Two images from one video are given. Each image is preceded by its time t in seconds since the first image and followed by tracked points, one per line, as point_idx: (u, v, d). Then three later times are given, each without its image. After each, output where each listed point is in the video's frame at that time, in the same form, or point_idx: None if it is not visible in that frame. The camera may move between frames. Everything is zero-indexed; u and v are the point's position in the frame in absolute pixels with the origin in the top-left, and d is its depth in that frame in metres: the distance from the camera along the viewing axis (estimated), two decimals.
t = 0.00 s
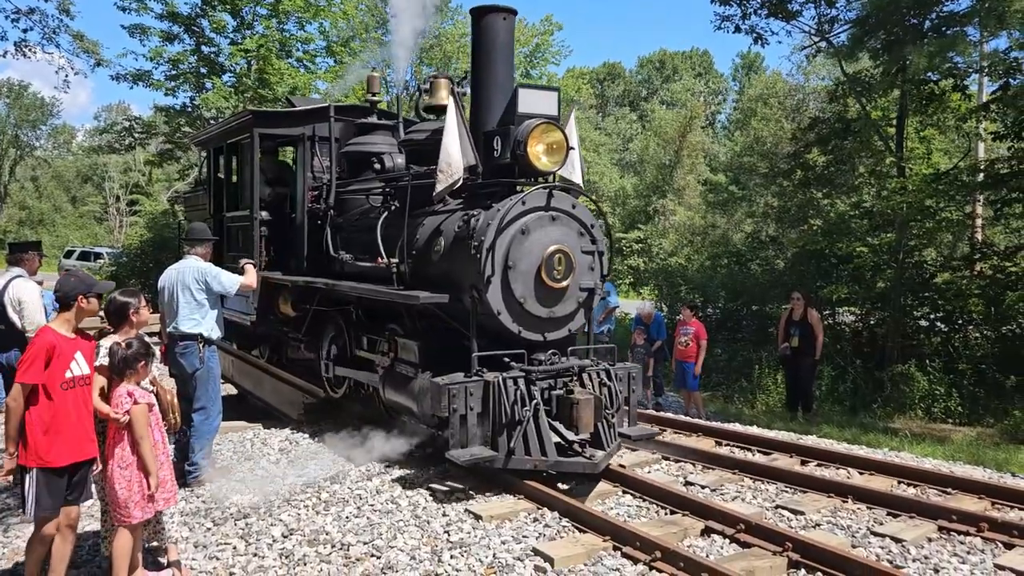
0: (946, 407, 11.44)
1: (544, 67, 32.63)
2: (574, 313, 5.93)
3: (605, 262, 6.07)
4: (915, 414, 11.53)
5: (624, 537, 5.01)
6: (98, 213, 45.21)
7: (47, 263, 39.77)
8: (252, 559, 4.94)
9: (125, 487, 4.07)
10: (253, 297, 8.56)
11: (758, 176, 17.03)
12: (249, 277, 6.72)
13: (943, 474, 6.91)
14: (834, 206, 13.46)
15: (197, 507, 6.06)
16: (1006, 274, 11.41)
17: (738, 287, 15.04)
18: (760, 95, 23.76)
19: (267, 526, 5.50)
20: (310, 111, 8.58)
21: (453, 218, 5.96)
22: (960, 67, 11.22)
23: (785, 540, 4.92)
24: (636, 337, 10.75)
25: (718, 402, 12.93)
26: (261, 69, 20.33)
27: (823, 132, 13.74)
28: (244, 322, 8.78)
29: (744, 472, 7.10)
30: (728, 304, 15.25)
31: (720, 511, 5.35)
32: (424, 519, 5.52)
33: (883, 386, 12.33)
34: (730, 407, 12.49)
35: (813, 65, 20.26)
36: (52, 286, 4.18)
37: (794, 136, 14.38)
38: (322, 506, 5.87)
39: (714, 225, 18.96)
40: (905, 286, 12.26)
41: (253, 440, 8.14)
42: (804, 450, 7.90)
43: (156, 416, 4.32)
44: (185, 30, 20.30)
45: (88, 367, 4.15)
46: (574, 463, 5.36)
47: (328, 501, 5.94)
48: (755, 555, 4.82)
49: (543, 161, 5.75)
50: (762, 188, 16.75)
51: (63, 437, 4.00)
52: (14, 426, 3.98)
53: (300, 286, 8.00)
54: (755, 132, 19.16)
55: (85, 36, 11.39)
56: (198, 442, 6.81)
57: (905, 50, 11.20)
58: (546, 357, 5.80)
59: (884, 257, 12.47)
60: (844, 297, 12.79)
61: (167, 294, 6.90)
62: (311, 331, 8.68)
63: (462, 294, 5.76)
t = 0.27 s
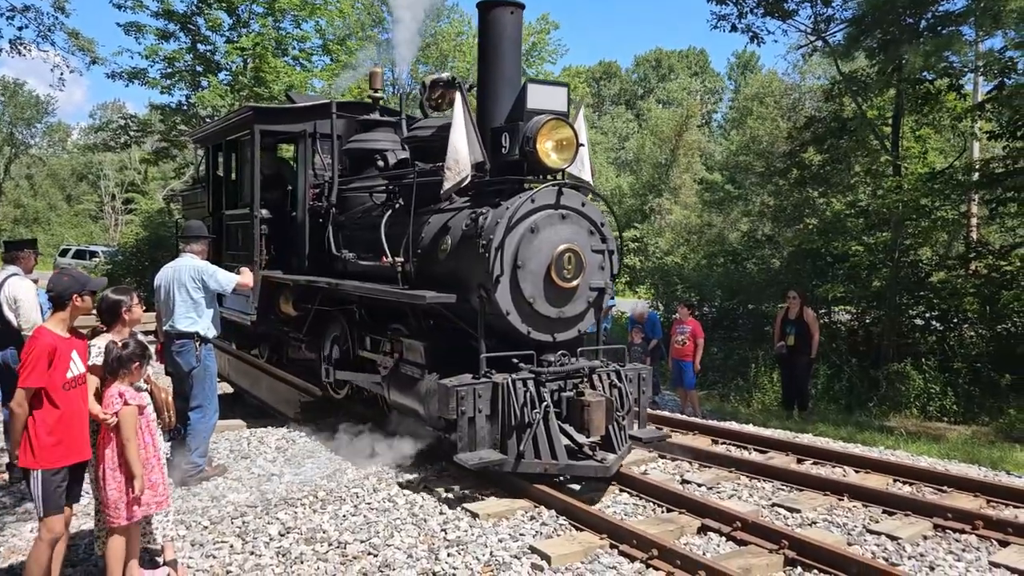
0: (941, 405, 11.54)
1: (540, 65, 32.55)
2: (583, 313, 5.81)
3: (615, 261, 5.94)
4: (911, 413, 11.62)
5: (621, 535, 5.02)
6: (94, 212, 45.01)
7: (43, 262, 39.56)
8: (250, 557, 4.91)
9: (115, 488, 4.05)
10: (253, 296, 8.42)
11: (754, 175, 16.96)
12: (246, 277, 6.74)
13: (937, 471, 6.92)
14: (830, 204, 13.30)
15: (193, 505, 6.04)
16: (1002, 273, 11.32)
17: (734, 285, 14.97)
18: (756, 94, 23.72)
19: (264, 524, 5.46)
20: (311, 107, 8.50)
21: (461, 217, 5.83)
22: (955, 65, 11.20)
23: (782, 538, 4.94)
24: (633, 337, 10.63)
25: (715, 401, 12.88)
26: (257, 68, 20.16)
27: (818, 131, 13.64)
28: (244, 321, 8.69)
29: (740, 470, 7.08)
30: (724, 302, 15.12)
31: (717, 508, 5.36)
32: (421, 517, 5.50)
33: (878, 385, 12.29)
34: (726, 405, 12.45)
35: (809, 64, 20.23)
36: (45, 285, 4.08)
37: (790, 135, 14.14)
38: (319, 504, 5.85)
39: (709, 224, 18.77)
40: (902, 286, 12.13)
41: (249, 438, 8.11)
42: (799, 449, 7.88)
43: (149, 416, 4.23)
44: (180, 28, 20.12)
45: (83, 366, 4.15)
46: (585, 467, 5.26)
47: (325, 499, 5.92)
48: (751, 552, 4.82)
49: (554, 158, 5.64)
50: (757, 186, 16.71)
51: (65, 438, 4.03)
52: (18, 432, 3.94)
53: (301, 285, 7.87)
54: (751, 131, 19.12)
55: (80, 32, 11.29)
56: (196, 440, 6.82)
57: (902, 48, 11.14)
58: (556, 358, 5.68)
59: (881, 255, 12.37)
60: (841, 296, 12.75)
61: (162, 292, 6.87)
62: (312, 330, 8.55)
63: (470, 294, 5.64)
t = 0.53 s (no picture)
0: (937, 404, 11.58)
1: (537, 64, 32.47)
2: (594, 313, 5.69)
3: (626, 260, 5.82)
4: (907, 411, 11.63)
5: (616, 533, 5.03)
6: (90, 210, 44.82)
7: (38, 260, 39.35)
8: (246, 556, 4.96)
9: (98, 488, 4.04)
10: (255, 295, 8.30)
11: (750, 174, 16.89)
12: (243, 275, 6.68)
13: (934, 469, 6.92)
14: (826, 203, 13.13)
15: (191, 504, 6.03)
16: (997, 272, 11.21)
17: (731, 284, 14.95)
18: (753, 92, 23.66)
19: (260, 522, 5.52)
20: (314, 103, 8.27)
21: (470, 214, 5.70)
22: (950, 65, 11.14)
23: (778, 536, 4.93)
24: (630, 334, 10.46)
25: (711, 399, 12.85)
26: (252, 66, 19.98)
27: (814, 130, 13.35)
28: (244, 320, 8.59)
29: (737, 469, 7.06)
30: (721, 301, 15.15)
31: (713, 506, 5.36)
32: (418, 516, 5.53)
33: (874, 383, 12.25)
34: (722, 403, 12.41)
35: (805, 62, 20.18)
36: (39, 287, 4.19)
37: (787, 133, 14.01)
38: (317, 502, 5.90)
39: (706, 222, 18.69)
40: (898, 284, 12.20)
41: (247, 436, 8.08)
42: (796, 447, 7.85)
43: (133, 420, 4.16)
44: (176, 26, 19.95)
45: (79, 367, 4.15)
46: (596, 471, 5.16)
47: (322, 497, 5.97)
48: (747, 550, 4.82)
49: (564, 155, 5.54)
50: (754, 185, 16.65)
51: (68, 439, 4.01)
52: (22, 435, 3.91)
53: (304, 284, 7.75)
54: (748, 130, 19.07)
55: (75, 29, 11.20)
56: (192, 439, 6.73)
57: (897, 48, 10.96)
58: (566, 359, 5.56)
59: (876, 254, 12.27)
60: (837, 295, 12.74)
61: (158, 291, 6.79)
62: (314, 330, 8.43)
63: (479, 293, 5.51)
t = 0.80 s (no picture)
0: (933, 402, 11.37)
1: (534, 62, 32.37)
2: (606, 314, 5.57)
3: (638, 258, 5.70)
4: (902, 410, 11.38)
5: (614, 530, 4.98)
6: (85, 207, 44.54)
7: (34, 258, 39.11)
8: (244, 554, 4.92)
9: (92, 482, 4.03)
10: (258, 294, 8.19)
11: (747, 173, 16.80)
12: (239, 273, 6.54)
13: (931, 467, 6.87)
14: (822, 201, 13.14)
15: (187, 502, 5.98)
16: (993, 270, 11.36)
17: (728, 283, 14.87)
18: (750, 91, 23.59)
19: (258, 520, 5.49)
20: (316, 99, 8.14)
21: (479, 212, 5.58)
22: (946, 64, 11.10)
23: (775, 534, 4.89)
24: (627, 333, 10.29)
25: (707, 397, 12.77)
26: (249, 63, 19.83)
27: (812, 128, 13.58)
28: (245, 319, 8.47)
29: (734, 466, 6.99)
30: (717, 300, 15.05)
31: (710, 504, 5.30)
32: (416, 514, 5.51)
33: (870, 381, 12.13)
34: (718, 400, 12.33)
35: (802, 61, 20.12)
36: (31, 282, 4.11)
37: (783, 130, 14.23)
38: (314, 501, 5.88)
39: (701, 220, 18.50)
40: (893, 283, 12.06)
41: (243, 435, 8.01)
42: (792, 444, 7.78)
43: (131, 418, 4.16)
44: (172, 23, 19.77)
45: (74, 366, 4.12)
46: (609, 474, 5.03)
47: (319, 496, 5.98)
48: (745, 547, 4.78)
49: (575, 151, 5.42)
50: (750, 183, 16.58)
51: (64, 438, 3.99)
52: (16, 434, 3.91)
53: (307, 282, 7.61)
54: (744, 129, 19.01)
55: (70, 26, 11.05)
56: (190, 437, 6.62)
57: (893, 47, 10.91)
58: (579, 360, 5.43)
59: (872, 252, 12.19)
60: (832, 293, 12.67)
61: (155, 289, 6.68)
62: (316, 330, 8.28)
63: (488, 293, 5.39)
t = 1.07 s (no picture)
0: (928, 400, 11.24)
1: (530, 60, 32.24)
2: (617, 314, 5.45)
3: (650, 257, 5.58)
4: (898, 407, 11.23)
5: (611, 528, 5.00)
6: (80, 206, 44.28)
7: (28, 256, 38.89)
8: (241, 552, 4.91)
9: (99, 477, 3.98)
10: (258, 293, 8.05)
11: (743, 172, 16.70)
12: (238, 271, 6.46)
13: (927, 465, 6.84)
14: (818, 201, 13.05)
15: (184, 500, 5.95)
16: (988, 269, 11.27)
17: (723, 281, 14.64)
18: (746, 90, 23.50)
19: (255, 519, 5.47)
20: (320, 95, 8.06)
21: (489, 209, 5.45)
22: (943, 63, 11.05)
23: (772, 532, 4.90)
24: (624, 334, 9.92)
25: (702, 395, 12.68)
26: (245, 61, 19.69)
27: (808, 126, 13.39)
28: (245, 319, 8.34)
29: (730, 464, 6.93)
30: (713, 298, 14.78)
31: (707, 502, 5.30)
32: (413, 513, 5.52)
33: (866, 379, 11.93)
34: (714, 399, 12.25)
35: (798, 60, 20.03)
36: (26, 280, 4.00)
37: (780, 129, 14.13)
38: (311, 499, 5.89)
39: (698, 219, 18.46)
40: (889, 281, 12.06)
41: (240, 433, 7.97)
42: (789, 443, 7.73)
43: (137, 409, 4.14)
44: (168, 21, 19.60)
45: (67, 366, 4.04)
46: (623, 479, 4.92)
47: (316, 494, 5.95)
48: (742, 545, 4.79)
49: (587, 148, 5.29)
50: (747, 182, 16.50)
51: (58, 440, 3.92)
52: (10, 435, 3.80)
53: (309, 281, 7.47)
54: (741, 128, 18.93)
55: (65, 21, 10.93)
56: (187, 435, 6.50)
57: (890, 45, 10.88)
58: (591, 361, 5.31)
59: (869, 251, 12.21)
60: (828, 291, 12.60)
61: (150, 288, 6.57)
62: (319, 329, 8.14)
63: (498, 293, 5.27)
